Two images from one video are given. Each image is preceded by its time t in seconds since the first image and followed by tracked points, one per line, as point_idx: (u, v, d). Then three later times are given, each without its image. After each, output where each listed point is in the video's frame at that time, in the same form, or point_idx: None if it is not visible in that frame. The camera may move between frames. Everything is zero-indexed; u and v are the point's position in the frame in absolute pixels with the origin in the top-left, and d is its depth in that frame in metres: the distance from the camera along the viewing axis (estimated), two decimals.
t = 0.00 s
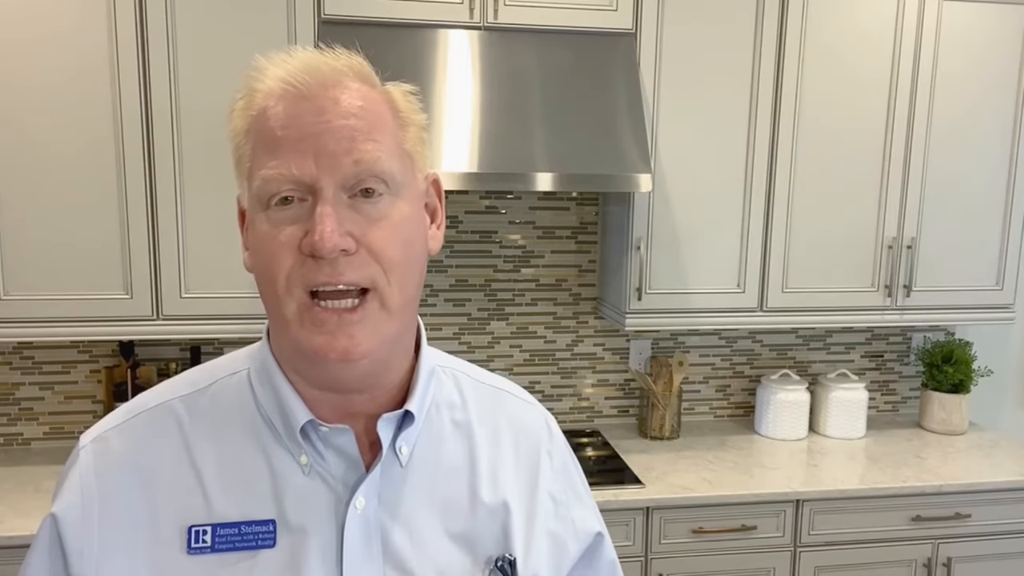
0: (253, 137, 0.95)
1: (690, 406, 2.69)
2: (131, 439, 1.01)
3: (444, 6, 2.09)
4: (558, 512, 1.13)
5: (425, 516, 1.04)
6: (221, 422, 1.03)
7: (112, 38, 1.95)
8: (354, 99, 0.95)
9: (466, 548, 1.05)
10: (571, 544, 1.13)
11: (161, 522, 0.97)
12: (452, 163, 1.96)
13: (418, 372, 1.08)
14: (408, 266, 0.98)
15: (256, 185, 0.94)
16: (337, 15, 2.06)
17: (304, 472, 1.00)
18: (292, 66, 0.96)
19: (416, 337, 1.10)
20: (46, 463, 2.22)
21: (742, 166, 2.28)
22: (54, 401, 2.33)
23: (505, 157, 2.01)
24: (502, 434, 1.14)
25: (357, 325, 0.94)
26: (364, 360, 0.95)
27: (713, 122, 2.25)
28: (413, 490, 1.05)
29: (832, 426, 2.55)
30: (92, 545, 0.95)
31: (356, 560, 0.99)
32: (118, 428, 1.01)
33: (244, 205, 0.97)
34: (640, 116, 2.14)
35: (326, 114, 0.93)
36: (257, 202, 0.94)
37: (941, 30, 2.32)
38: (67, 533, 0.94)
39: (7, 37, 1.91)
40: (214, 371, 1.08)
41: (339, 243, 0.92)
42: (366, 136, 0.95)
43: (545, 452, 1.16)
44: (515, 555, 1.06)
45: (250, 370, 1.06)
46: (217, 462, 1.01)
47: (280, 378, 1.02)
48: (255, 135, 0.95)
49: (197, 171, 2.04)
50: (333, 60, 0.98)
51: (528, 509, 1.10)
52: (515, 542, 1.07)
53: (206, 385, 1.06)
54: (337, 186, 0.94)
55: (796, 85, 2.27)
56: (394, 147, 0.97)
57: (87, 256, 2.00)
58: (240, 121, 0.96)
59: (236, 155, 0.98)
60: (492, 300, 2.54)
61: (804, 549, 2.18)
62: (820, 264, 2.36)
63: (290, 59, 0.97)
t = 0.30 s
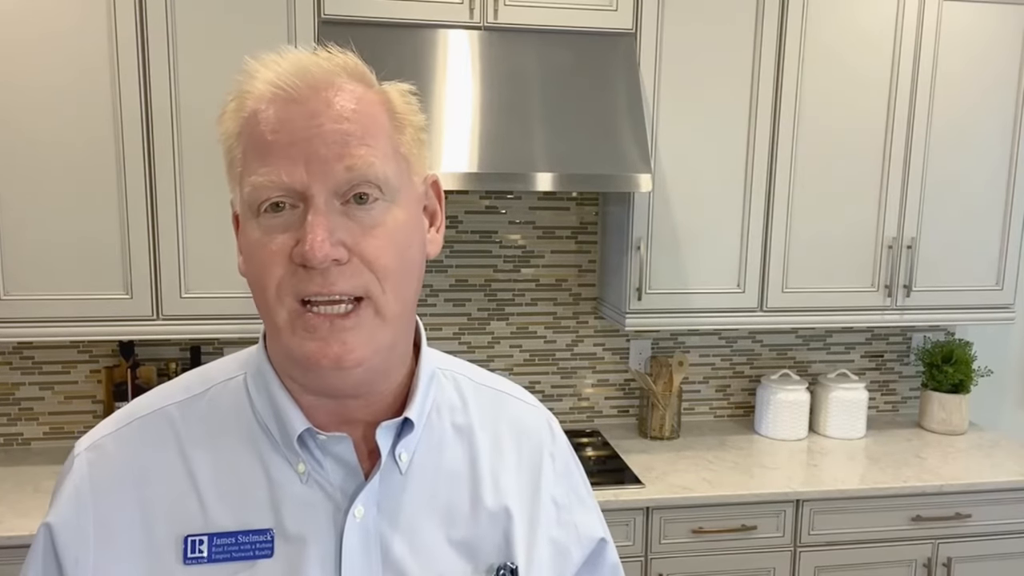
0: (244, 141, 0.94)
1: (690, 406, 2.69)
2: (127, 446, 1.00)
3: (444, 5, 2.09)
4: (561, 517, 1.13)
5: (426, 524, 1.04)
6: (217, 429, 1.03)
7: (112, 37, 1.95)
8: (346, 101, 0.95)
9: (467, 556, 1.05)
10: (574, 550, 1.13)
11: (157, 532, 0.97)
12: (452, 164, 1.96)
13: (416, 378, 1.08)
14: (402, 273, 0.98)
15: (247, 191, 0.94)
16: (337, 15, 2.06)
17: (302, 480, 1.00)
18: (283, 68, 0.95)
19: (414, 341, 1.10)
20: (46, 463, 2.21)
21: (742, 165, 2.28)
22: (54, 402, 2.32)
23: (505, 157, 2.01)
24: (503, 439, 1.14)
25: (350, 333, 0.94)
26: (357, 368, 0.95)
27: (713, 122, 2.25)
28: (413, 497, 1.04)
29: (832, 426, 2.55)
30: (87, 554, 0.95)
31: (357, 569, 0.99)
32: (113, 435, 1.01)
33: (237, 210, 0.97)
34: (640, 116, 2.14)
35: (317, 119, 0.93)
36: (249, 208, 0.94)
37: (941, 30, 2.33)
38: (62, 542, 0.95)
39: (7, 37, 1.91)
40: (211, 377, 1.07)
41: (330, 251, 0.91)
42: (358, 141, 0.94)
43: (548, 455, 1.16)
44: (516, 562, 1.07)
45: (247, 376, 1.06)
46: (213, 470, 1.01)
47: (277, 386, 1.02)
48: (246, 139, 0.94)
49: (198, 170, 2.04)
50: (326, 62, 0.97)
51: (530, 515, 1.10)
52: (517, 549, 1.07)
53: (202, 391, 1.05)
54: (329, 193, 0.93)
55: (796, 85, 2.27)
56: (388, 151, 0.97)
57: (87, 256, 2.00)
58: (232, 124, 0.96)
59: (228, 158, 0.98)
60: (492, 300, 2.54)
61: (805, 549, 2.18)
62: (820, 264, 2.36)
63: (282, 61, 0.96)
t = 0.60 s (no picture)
0: (248, 136, 0.95)
1: (690, 406, 2.69)
2: (127, 447, 1.00)
3: (443, 5, 2.09)
4: (561, 518, 1.13)
5: (426, 525, 1.04)
6: (218, 430, 1.03)
7: (112, 37, 1.95)
8: (350, 98, 0.95)
9: (468, 557, 1.05)
10: (575, 551, 1.12)
11: (158, 532, 0.97)
12: (452, 164, 1.96)
13: (417, 378, 1.08)
14: (403, 271, 0.98)
15: (250, 186, 0.94)
16: (337, 15, 2.06)
17: (303, 481, 1.00)
18: (288, 64, 0.95)
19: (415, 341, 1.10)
20: (46, 463, 2.21)
21: (743, 164, 2.28)
22: (54, 401, 2.32)
23: (505, 157, 2.01)
24: (503, 439, 1.14)
25: (351, 331, 0.93)
26: (358, 366, 0.95)
27: (713, 121, 2.25)
28: (413, 497, 1.04)
29: (832, 426, 2.55)
30: (88, 554, 0.95)
31: (358, 570, 0.99)
32: (114, 435, 1.01)
33: (240, 206, 0.97)
34: (640, 116, 2.14)
35: (321, 115, 0.93)
36: (252, 204, 0.94)
37: (941, 30, 2.33)
38: (62, 541, 0.95)
39: (7, 37, 1.91)
40: (211, 377, 1.07)
41: (332, 247, 0.91)
42: (361, 137, 0.94)
43: (548, 455, 1.16)
44: (517, 563, 1.07)
45: (248, 376, 1.06)
46: (214, 471, 1.01)
47: (279, 386, 1.02)
48: (249, 134, 0.94)
49: (197, 171, 2.04)
50: (331, 59, 0.97)
51: (531, 516, 1.10)
52: (518, 550, 1.07)
53: (203, 391, 1.05)
54: (331, 189, 0.93)
55: (796, 84, 2.27)
56: (391, 149, 0.97)
57: (87, 256, 2.00)
58: (236, 120, 0.96)
59: (231, 154, 0.98)
60: (492, 300, 2.54)
61: (804, 549, 2.18)
62: (820, 264, 2.36)
63: (286, 58, 0.96)
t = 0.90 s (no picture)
0: (247, 136, 0.95)
1: (690, 406, 2.69)
2: (130, 439, 1.00)
3: (443, 6, 2.09)
4: (558, 513, 1.14)
5: (425, 518, 1.04)
6: (220, 423, 1.03)
7: (112, 38, 1.95)
8: (349, 99, 0.95)
9: (466, 551, 1.05)
10: (571, 546, 1.13)
11: (161, 523, 0.97)
12: (452, 164, 1.96)
13: (417, 374, 1.08)
14: (401, 270, 0.98)
15: (249, 186, 0.94)
16: (336, 15, 2.06)
17: (303, 474, 1.00)
18: (288, 65, 0.95)
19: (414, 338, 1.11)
20: (46, 462, 2.22)
21: (742, 162, 2.28)
22: (54, 401, 2.33)
23: (505, 157, 2.01)
24: (502, 435, 1.14)
25: (349, 330, 0.94)
26: (356, 365, 0.95)
27: (712, 121, 2.25)
28: (412, 492, 1.05)
29: (832, 426, 2.55)
30: (91, 546, 0.95)
31: (356, 563, 0.99)
32: (116, 427, 1.01)
33: (239, 206, 0.97)
34: (640, 116, 2.14)
35: (320, 116, 0.93)
36: (251, 203, 0.94)
37: (941, 29, 2.32)
38: (66, 531, 0.94)
39: (7, 38, 1.91)
40: (212, 372, 1.07)
41: (330, 247, 0.91)
42: (360, 138, 0.94)
43: (545, 452, 1.16)
44: (515, 557, 1.07)
45: (249, 371, 1.06)
46: (216, 463, 1.01)
47: (280, 381, 1.02)
48: (249, 134, 0.94)
49: (197, 172, 2.04)
50: (330, 61, 0.98)
51: (528, 510, 1.11)
52: (516, 544, 1.07)
53: (205, 385, 1.05)
54: (329, 189, 0.93)
55: (796, 83, 2.27)
56: (389, 149, 0.97)
57: (88, 256, 2.00)
58: (236, 120, 0.96)
59: (231, 154, 0.98)
60: (492, 300, 2.54)
61: (804, 549, 2.18)
62: (820, 264, 2.36)
63: (286, 59, 0.96)
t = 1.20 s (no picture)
0: (250, 139, 0.94)
1: (690, 405, 2.69)
2: (130, 441, 1.00)
3: (443, 5, 2.09)
4: (555, 510, 1.14)
5: (425, 516, 1.04)
6: (219, 424, 1.03)
7: (112, 38, 1.95)
8: (350, 103, 0.95)
9: (466, 549, 1.05)
10: (568, 542, 1.13)
11: (161, 525, 0.97)
12: (452, 163, 1.96)
13: (416, 373, 1.08)
14: (401, 273, 0.98)
15: (252, 190, 0.94)
16: (336, 15, 2.05)
17: (303, 474, 1.00)
18: (291, 70, 0.95)
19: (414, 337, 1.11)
20: (46, 462, 2.21)
21: (742, 162, 2.28)
22: (54, 401, 2.32)
23: (505, 157, 2.01)
24: (500, 433, 1.14)
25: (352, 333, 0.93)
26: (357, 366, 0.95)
27: (712, 121, 2.25)
28: (412, 490, 1.05)
29: (832, 425, 2.55)
30: (92, 549, 0.95)
31: (356, 561, 0.99)
32: (116, 430, 1.01)
33: (242, 208, 0.97)
34: (640, 116, 2.14)
35: (322, 121, 0.93)
36: (254, 207, 0.94)
37: (941, 29, 2.33)
38: (68, 536, 0.94)
39: (7, 38, 1.91)
40: (211, 372, 1.07)
41: (333, 251, 0.91)
42: (362, 142, 0.94)
43: (543, 450, 1.16)
44: (514, 554, 1.07)
45: (248, 371, 1.06)
46: (215, 464, 1.00)
47: (280, 381, 1.02)
48: (251, 138, 0.94)
49: (197, 172, 2.04)
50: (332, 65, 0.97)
51: (527, 508, 1.11)
52: (514, 541, 1.07)
53: (204, 386, 1.05)
54: (331, 193, 0.93)
55: (796, 82, 2.27)
56: (390, 153, 0.97)
57: (88, 256, 2.00)
58: (238, 124, 0.96)
59: (233, 157, 0.98)
60: (492, 300, 2.54)
61: (804, 548, 2.19)
62: (820, 265, 2.37)
63: (287, 63, 0.96)
